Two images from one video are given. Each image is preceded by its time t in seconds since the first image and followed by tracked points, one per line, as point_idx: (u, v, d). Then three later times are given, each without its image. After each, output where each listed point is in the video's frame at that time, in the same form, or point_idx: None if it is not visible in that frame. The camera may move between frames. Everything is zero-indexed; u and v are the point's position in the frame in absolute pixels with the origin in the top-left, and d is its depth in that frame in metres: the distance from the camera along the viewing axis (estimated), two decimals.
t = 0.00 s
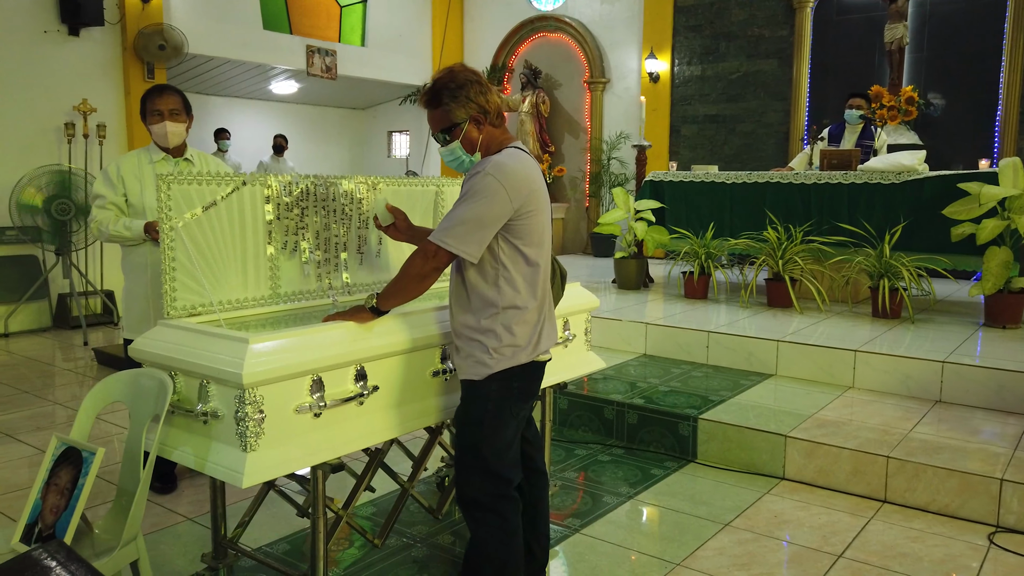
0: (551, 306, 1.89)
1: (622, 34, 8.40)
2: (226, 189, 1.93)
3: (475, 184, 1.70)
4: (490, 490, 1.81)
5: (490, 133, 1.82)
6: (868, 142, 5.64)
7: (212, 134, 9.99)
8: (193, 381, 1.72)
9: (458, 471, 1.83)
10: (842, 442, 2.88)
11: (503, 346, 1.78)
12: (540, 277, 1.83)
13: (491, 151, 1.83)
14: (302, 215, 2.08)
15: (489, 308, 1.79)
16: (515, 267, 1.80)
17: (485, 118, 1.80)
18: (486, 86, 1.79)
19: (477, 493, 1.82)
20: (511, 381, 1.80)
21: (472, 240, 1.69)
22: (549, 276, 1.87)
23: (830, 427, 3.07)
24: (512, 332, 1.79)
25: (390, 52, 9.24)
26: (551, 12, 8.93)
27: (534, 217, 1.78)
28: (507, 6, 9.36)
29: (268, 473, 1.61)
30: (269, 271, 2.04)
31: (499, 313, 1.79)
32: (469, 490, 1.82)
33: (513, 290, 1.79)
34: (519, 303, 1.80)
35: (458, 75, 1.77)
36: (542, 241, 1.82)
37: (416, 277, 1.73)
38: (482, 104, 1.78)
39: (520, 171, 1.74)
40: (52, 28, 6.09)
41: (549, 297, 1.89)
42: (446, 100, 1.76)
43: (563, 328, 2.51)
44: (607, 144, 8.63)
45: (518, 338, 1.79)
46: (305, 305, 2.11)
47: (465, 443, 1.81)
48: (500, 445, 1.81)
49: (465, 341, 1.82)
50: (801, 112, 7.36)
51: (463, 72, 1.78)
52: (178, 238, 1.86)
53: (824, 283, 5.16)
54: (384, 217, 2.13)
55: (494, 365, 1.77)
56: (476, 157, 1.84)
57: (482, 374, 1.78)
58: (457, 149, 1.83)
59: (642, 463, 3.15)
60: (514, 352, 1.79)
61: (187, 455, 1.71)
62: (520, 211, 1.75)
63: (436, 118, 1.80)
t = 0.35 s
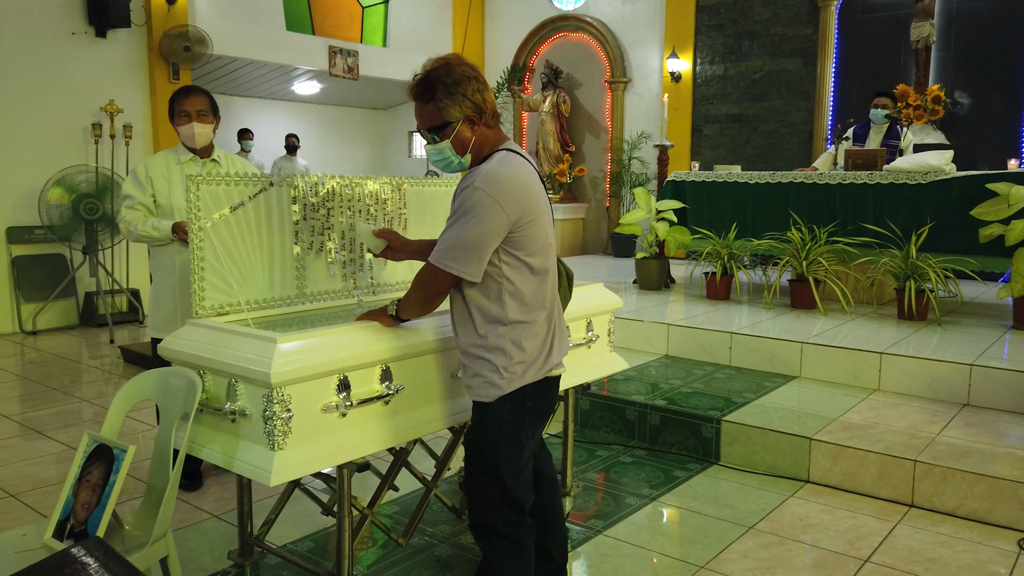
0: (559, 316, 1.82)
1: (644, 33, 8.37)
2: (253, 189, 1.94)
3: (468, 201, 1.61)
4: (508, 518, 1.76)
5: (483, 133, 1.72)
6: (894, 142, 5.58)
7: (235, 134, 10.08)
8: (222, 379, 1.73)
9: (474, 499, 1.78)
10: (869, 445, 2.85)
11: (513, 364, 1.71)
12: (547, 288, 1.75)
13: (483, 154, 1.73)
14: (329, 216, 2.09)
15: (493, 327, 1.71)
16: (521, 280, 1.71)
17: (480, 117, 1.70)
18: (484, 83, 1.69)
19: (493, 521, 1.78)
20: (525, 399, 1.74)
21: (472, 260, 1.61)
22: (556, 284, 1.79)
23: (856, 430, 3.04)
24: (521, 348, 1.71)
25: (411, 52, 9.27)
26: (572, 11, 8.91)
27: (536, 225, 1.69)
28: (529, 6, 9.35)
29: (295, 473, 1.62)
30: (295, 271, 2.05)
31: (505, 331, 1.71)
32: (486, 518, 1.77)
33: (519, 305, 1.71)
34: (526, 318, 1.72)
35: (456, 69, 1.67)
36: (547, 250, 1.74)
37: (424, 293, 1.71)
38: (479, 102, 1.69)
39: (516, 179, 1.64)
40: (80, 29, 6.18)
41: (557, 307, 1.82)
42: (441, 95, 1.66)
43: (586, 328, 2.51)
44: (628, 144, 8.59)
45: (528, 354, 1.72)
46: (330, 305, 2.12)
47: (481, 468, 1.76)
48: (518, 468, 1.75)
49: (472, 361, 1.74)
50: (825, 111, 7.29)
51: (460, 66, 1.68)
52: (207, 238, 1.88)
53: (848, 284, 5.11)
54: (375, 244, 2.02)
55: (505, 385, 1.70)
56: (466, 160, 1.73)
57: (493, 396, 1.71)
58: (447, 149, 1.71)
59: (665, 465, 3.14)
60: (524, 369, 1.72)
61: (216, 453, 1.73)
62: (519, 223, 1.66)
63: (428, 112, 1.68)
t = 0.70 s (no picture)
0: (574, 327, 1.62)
1: (669, 32, 8.32)
2: (285, 191, 1.95)
3: (465, 211, 1.42)
4: (536, 543, 1.58)
5: (477, 128, 1.52)
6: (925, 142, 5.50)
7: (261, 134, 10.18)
8: (254, 380, 1.74)
9: (495, 526, 1.60)
10: (901, 450, 2.81)
11: (527, 387, 1.51)
12: (560, 297, 1.55)
13: (477, 151, 1.54)
14: (359, 217, 2.10)
15: (503, 349, 1.51)
16: (532, 292, 1.51)
17: (476, 109, 1.51)
18: (487, 73, 1.50)
19: (520, 548, 1.59)
20: (544, 419, 1.54)
21: (476, 276, 1.42)
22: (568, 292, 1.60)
23: (887, 434, 3.00)
24: (537, 368, 1.51)
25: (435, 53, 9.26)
26: (596, 11, 8.88)
27: (545, 228, 1.49)
28: (553, 6, 9.33)
29: (326, 474, 1.62)
30: (325, 272, 2.06)
31: (517, 352, 1.51)
32: (510, 545, 1.59)
33: (531, 321, 1.51)
34: (540, 335, 1.52)
35: (457, 51, 1.48)
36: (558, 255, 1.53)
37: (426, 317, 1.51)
38: (477, 92, 1.49)
39: (517, 178, 1.44)
40: (110, 31, 6.26)
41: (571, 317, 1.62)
42: (435, 77, 1.47)
43: (614, 331, 2.50)
44: (653, 144, 8.54)
45: (544, 374, 1.52)
46: (360, 306, 2.13)
47: (501, 495, 1.57)
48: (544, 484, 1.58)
49: (478, 388, 1.54)
50: (853, 111, 7.21)
51: (462, 49, 1.48)
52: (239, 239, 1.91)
53: (878, 286, 5.04)
54: (341, 246, 1.76)
55: (521, 413, 1.50)
56: (455, 155, 1.54)
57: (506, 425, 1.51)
58: (434, 139, 1.52)
59: (692, 469, 3.11)
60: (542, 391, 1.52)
61: (248, 453, 1.74)
62: (525, 229, 1.45)
63: (420, 94, 1.49)
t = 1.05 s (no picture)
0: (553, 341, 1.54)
1: (695, 31, 8.25)
2: (316, 193, 1.96)
3: (509, 211, 1.26)
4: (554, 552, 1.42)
5: (470, 127, 1.38)
6: (958, 142, 5.41)
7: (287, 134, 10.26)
8: (286, 382, 1.75)
9: (505, 545, 1.42)
10: (936, 457, 2.75)
11: (535, 406, 1.39)
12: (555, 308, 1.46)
13: (473, 153, 1.39)
14: (388, 219, 2.11)
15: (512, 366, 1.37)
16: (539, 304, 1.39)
17: (468, 105, 1.36)
18: (481, 67, 1.36)
19: (535, 561, 1.42)
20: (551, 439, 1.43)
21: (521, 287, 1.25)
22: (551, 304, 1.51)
23: (921, 440, 2.94)
24: (544, 385, 1.40)
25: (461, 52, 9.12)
26: (622, 10, 8.83)
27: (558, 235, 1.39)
28: (578, 6, 9.29)
29: (356, 476, 1.62)
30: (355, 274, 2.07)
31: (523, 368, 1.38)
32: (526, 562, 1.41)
33: (537, 335, 1.39)
34: (543, 349, 1.41)
35: (448, 44, 1.34)
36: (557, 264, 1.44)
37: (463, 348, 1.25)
38: (469, 86, 1.34)
39: (545, 179, 1.33)
40: (140, 33, 6.33)
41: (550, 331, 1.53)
42: (425, 71, 1.33)
43: (643, 334, 2.48)
44: (678, 144, 8.47)
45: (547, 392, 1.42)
46: (389, 308, 2.13)
47: (505, 514, 1.40)
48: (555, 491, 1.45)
49: (485, 413, 1.36)
50: (883, 111, 7.11)
51: (453, 43, 1.34)
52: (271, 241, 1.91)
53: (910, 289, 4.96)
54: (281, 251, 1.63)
55: (530, 434, 1.38)
56: (447, 155, 1.38)
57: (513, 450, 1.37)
58: (424, 137, 1.36)
59: (720, 473, 3.08)
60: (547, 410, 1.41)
61: (279, 455, 1.74)
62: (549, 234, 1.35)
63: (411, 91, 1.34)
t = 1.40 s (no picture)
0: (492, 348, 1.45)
1: (721, 30, 8.17)
2: (345, 196, 1.97)
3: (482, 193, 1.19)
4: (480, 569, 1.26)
5: (407, 115, 1.30)
6: (991, 142, 5.31)
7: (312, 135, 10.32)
8: (315, 386, 1.74)
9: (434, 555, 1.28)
10: (972, 464, 2.69)
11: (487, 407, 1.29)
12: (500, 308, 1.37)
13: (413, 143, 1.31)
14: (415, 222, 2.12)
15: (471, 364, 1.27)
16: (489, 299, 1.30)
17: (404, 91, 1.28)
18: (416, 52, 1.29)
19: None
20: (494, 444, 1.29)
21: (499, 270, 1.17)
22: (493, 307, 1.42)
23: (956, 447, 2.88)
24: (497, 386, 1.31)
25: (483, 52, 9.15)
26: (646, 9, 8.77)
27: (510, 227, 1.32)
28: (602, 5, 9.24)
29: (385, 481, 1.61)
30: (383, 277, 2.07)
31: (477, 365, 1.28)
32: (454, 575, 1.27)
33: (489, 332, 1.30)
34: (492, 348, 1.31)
35: (381, 29, 1.27)
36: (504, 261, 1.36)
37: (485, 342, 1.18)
38: (403, 72, 1.27)
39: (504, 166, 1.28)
40: (167, 35, 6.39)
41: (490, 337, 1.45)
42: (355, 57, 1.27)
43: (672, 338, 2.44)
44: (703, 144, 8.39)
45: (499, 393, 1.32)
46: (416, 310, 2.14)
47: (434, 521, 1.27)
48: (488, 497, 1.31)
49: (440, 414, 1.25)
50: (913, 110, 7.00)
51: (385, 29, 1.28)
52: (300, 244, 1.89)
53: (942, 291, 4.87)
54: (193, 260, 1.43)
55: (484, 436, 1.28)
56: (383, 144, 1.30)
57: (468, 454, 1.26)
58: (357, 126, 1.29)
59: (749, 479, 3.03)
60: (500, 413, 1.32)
61: (308, 459, 1.74)
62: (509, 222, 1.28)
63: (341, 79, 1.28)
